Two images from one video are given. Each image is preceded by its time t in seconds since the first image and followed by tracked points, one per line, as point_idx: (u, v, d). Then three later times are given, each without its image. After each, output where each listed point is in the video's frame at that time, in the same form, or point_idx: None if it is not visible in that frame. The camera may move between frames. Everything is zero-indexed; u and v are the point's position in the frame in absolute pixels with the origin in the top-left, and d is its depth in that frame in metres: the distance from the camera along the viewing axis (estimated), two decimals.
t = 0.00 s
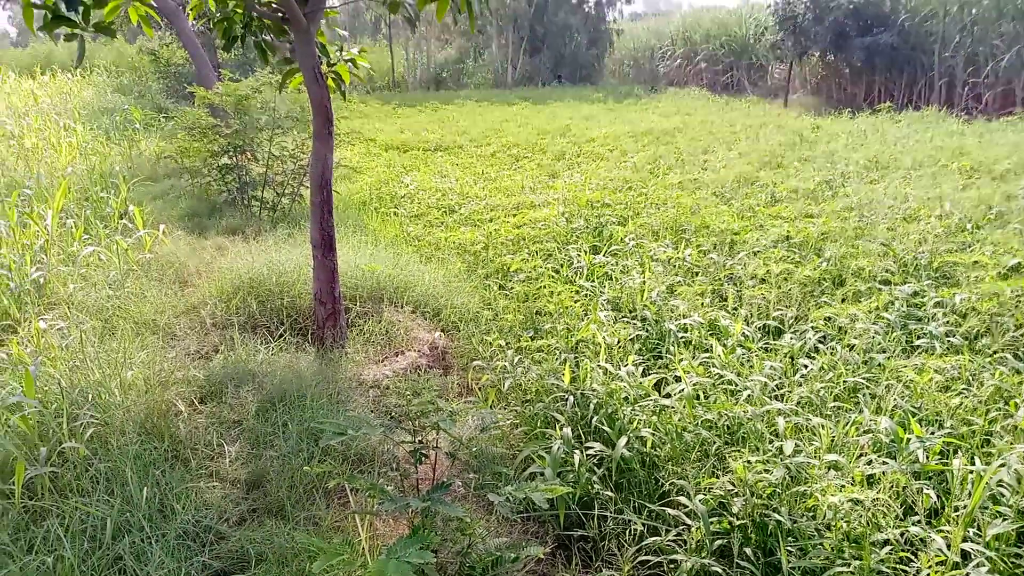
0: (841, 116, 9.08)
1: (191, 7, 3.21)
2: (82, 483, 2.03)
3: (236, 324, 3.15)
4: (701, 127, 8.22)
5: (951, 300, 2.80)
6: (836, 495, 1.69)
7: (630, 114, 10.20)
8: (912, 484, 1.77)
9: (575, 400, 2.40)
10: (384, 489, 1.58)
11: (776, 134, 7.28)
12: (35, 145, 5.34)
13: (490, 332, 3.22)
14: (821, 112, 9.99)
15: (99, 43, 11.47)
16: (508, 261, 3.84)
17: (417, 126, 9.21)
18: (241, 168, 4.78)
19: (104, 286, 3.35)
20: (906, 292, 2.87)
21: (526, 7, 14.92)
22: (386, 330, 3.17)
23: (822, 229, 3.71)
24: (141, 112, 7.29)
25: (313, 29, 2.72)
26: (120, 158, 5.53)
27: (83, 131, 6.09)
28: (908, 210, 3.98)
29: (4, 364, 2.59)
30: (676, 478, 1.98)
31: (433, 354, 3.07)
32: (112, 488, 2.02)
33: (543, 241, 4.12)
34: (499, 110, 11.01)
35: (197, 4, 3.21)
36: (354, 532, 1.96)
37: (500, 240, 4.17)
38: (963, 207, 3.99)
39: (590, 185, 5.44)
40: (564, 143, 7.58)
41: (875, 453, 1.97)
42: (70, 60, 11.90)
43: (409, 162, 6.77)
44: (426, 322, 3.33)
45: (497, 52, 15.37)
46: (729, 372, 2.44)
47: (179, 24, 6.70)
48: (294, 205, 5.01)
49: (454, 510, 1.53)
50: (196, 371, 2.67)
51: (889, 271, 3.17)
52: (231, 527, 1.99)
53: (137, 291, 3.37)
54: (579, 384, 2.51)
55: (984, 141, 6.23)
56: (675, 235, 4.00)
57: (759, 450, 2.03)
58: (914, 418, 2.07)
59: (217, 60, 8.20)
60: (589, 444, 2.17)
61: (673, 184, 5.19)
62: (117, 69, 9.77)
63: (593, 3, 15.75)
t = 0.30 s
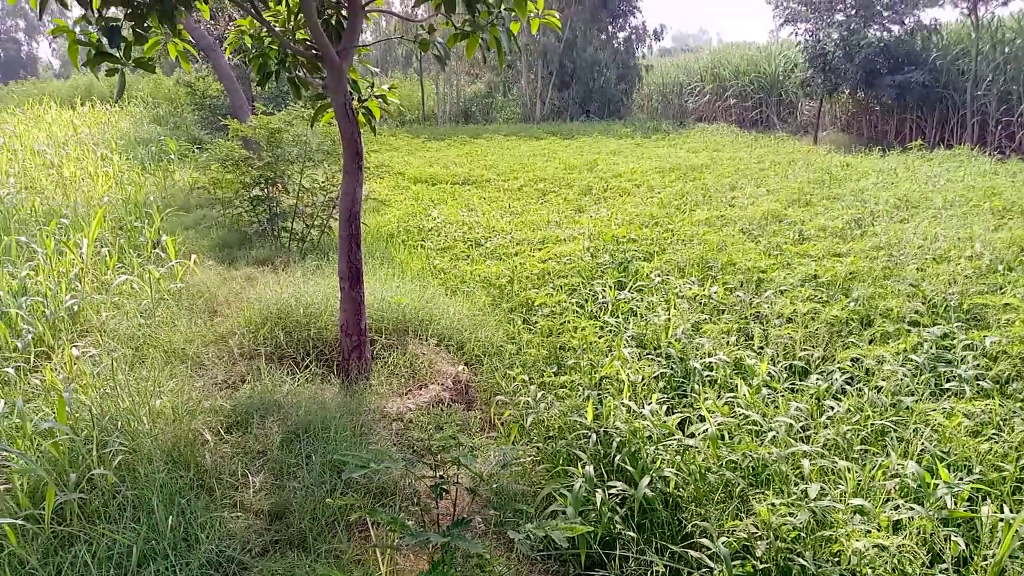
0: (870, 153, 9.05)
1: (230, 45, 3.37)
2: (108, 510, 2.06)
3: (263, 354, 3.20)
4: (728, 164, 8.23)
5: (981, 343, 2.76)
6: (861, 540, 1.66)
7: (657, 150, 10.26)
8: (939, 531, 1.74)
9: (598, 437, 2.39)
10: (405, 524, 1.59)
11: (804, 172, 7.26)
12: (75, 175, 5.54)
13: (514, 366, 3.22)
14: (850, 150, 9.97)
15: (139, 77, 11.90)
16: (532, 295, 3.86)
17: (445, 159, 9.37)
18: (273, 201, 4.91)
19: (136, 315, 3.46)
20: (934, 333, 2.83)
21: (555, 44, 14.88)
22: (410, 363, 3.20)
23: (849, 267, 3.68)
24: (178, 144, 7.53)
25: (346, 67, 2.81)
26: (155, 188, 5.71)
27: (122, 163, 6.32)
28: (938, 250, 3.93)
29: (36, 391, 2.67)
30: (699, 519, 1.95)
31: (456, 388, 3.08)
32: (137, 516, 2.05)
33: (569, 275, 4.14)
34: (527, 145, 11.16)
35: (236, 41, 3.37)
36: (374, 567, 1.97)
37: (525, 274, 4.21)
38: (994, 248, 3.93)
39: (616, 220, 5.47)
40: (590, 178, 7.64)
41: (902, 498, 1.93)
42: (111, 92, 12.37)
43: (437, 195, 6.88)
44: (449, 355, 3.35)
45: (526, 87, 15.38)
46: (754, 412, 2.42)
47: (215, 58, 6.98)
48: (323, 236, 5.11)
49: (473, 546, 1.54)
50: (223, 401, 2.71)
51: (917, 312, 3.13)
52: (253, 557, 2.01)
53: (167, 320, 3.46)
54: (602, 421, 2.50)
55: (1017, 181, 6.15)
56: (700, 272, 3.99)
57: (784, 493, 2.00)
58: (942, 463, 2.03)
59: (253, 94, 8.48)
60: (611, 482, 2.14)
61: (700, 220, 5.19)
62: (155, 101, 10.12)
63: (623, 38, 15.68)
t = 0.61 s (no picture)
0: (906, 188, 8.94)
1: (272, 90, 3.52)
2: (147, 545, 2.13)
3: (299, 391, 3.27)
4: (761, 200, 8.19)
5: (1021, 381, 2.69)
6: None
7: (690, 186, 10.28)
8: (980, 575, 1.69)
9: (629, 475, 2.38)
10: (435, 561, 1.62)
11: (838, 207, 7.20)
12: (122, 216, 5.79)
13: (545, 403, 3.23)
14: (886, 184, 9.87)
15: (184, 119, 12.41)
16: (564, 332, 3.87)
17: (478, 198, 9.53)
18: (311, 239, 5.05)
19: (177, 352, 3.57)
20: (972, 371, 2.77)
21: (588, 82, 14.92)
22: (443, 399, 3.23)
23: (883, 304, 3.63)
24: (219, 184, 7.82)
25: (383, 111, 2.92)
26: (197, 227, 5.92)
27: (166, 203, 6.57)
28: (976, 287, 3.86)
29: (80, 426, 2.77)
30: (732, 560, 1.92)
31: (488, 425, 3.09)
32: (175, 551, 2.11)
33: (600, 311, 4.16)
34: (559, 182, 11.29)
35: (278, 86, 3.53)
36: None
37: (556, 310, 4.23)
38: None
39: (648, 257, 5.48)
40: (622, 215, 7.68)
41: (941, 540, 1.88)
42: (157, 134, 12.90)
43: (469, 232, 6.99)
44: (481, 392, 3.37)
45: (559, 126, 15.57)
46: (788, 451, 2.38)
47: (257, 101, 7.28)
48: (359, 273, 5.23)
49: None
50: (260, 437, 2.78)
51: (955, 349, 3.07)
52: None
53: (207, 357, 3.57)
54: (633, 459, 2.49)
55: None
56: (733, 309, 3.97)
57: (820, 534, 1.96)
58: (982, 505, 1.97)
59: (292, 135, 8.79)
60: (643, 521, 2.12)
61: (732, 257, 5.18)
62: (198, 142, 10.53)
63: (655, 77, 15.80)
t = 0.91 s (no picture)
0: (935, 234, 8.85)
1: (303, 151, 3.68)
2: None
3: (328, 446, 3.29)
4: (788, 247, 8.17)
5: None
6: None
7: (716, 234, 10.29)
8: None
9: (661, 533, 2.34)
10: None
11: (867, 254, 7.15)
12: (156, 272, 5.98)
13: (573, 457, 3.20)
14: (915, 230, 9.78)
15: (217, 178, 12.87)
16: (591, 384, 3.86)
17: (504, 249, 9.66)
18: (339, 293, 5.15)
19: (208, 408, 3.64)
20: (1011, 422, 2.70)
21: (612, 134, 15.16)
22: (470, 455, 3.22)
23: (915, 353, 3.58)
24: (251, 240, 8.05)
25: (410, 170, 3.02)
26: (229, 282, 6.09)
27: (198, 259, 6.78)
28: (1012, 334, 3.78)
29: (112, 483, 2.82)
30: None
31: (516, 480, 3.06)
32: None
33: (628, 362, 4.15)
34: (584, 232, 11.39)
35: (309, 147, 3.69)
36: None
37: (583, 361, 4.23)
38: None
39: (675, 306, 5.47)
40: (648, 264, 7.71)
41: None
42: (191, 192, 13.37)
43: (496, 283, 7.07)
44: (509, 447, 3.35)
45: (583, 177, 15.80)
46: (823, 506, 2.33)
47: (289, 159, 7.56)
48: (387, 326, 5.31)
49: None
50: (289, 493, 2.80)
51: (991, 399, 3.00)
52: None
53: (238, 412, 3.63)
54: (665, 515, 2.45)
55: None
56: (763, 359, 3.93)
57: None
58: None
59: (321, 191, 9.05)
60: None
61: (761, 305, 5.15)
62: (230, 199, 10.90)
63: (678, 127, 15.99)
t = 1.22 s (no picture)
0: (970, 279, 8.69)
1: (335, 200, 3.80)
2: None
3: (354, 494, 3.29)
4: (819, 293, 8.07)
5: None
6: None
7: (744, 279, 10.22)
8: None
9: None
10: None
11: (899, 300, 7.05)
12: (188, 318, 6.11)
13: (601, 509, 3.15)
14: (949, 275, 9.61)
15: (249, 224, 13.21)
16: (620, 433, 3.81)
17: (531, 293, 9.71)
18: (367, 339, 5.21)
19: (236, 455, 3.68)
20: None
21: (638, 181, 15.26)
22: (497, 506, 3.18)
23: (953, 403, 3.52)
24: (281, 285, 8.21)
25: (440, 219, 3.10)
26: (258, 327, 6.20)
27: (229, 304, 6.92)
28: None
29: (140, 529, 2.85)
30: None
31: (543, 533, 3.01)
32: None
33: (656, 411, 4.09)
34: (610, 277, 11.39)
35: (341, 197, 3.82)
36: None
37: (612, 410, 4.19)
38: None
39: (705, 353, 5.42)
40: (676, 309, 7.68)
41: None
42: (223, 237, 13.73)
43: (523, 329, 7.08)
44: (536, 498, 3.30)
45: (610, 222, 15.88)
46: (859, 563, 2.26)
47: (320, 207, 7.76)
48: (414, 372, 5.34)
49: None
50: (316, 543, 2.79)
51: None
52: None
53: (264, 459, 3.66)
54: (696, 571, 2.40)
55: None
56: (795, 409, 3.85)
57: None
58: None
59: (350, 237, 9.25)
60: None
61: (792, 353, 5.08)
62: (261, 243, 11.17)
63: (704, 172, 16.02)
